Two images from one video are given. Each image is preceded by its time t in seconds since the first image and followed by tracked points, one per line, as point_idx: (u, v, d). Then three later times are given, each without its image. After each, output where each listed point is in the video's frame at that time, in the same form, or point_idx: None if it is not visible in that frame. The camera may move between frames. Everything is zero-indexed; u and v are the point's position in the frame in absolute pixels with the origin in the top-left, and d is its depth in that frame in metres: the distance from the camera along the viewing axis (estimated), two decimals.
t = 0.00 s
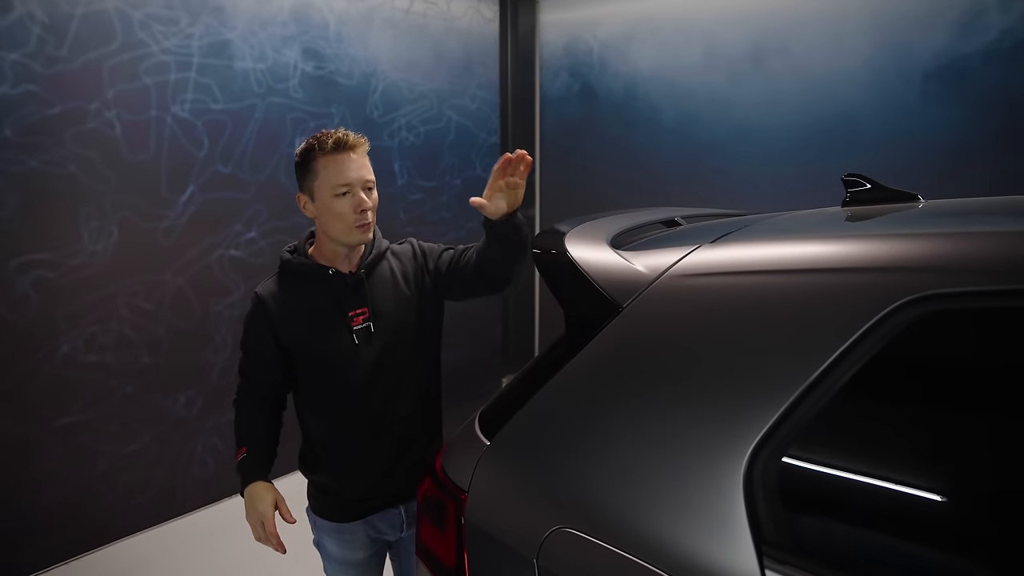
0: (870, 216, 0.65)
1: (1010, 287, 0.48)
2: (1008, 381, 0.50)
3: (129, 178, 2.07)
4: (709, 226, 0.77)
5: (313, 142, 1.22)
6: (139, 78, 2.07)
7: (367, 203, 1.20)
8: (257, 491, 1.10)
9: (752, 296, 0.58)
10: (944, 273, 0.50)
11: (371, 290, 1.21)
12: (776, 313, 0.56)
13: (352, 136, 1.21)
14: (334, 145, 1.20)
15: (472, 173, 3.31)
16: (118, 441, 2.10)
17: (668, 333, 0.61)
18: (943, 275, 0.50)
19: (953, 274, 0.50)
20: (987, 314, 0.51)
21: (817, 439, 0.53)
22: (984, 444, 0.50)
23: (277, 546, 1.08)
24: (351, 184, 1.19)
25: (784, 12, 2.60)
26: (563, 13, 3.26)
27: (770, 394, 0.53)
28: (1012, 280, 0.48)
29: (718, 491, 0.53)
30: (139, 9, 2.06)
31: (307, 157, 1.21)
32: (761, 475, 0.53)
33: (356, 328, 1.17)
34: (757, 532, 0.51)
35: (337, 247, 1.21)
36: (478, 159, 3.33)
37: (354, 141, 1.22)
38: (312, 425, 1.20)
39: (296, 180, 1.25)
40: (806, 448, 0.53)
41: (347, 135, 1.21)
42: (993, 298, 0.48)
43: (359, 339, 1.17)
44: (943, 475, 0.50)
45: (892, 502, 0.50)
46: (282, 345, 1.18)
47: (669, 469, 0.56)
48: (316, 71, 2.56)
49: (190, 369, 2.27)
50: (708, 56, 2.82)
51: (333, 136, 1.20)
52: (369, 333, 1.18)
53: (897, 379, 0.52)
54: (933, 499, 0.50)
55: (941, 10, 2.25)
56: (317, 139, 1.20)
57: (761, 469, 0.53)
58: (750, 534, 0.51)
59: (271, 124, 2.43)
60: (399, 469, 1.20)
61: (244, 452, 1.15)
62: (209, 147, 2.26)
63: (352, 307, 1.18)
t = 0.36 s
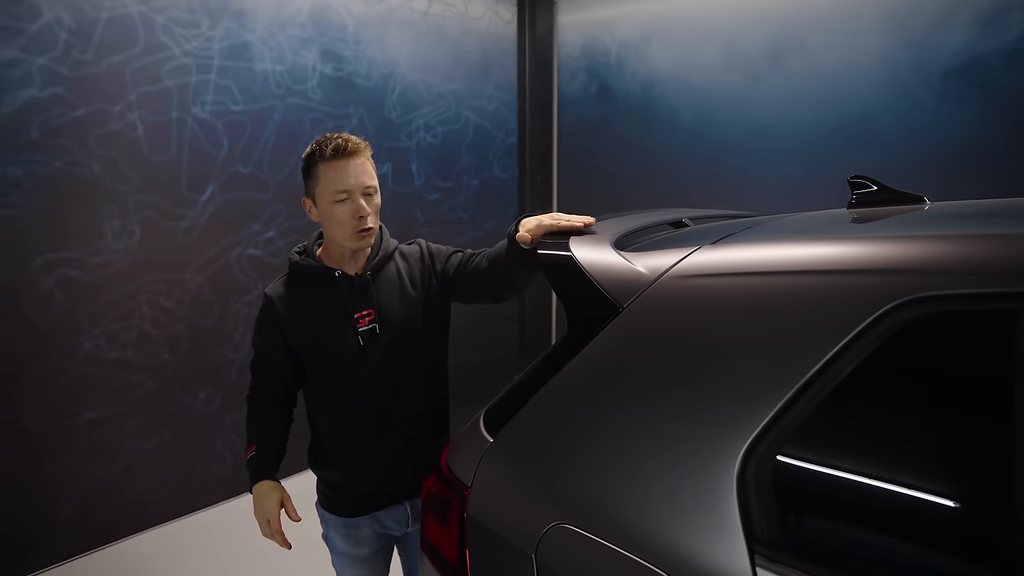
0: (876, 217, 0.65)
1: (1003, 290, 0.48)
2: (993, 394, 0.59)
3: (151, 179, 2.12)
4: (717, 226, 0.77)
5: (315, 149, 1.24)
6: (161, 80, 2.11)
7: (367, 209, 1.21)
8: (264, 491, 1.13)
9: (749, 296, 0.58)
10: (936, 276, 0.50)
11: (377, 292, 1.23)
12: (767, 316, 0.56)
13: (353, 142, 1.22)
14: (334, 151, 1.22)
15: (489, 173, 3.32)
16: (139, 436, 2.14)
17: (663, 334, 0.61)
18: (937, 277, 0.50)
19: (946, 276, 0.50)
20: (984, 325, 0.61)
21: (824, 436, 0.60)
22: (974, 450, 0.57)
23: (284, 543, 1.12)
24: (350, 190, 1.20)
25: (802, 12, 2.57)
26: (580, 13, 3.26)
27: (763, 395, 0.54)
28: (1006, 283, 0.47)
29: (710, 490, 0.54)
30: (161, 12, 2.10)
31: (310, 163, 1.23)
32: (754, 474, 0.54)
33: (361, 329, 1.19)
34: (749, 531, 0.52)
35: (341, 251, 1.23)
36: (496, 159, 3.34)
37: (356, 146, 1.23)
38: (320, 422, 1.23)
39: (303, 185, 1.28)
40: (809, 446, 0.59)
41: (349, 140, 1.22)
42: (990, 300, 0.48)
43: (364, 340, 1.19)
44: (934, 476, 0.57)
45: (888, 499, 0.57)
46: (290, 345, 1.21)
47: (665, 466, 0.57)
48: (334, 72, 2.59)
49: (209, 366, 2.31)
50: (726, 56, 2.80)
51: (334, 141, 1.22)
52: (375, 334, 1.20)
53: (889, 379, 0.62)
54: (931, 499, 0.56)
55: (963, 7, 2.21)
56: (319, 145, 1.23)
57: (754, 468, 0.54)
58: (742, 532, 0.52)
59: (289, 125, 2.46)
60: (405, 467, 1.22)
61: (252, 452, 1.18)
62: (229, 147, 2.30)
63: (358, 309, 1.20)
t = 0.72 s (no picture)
0: (880, 220, 0.65)
1: (999, 292, 0.48)
2: (988, 397, 0.59)
3: (172, 179, 2.16)
4: (724, 227, 0.77)
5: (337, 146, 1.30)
6: (182, 83, 2.15)
7: (378, 201, 1.24)
8: (277, 479, 1.14)
9: (749, 296, 0.59)
10: (930, 279, 0.50)
11: (389, 291, 1.25)
12: (764, 317, 0.57)
13: (371, 138, 1.27)
14: (352, 146, 1.26)
15: (506, 173, 3.33)
16: (159, 432, 2.19)
17: (664, 334, 0.62)
18: (932, 279, 0.50)
19: (941, 279, 0.50)
20: (979, 327, 0.61)
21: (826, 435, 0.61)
22: (971, 449, 0.57)
23: (295, 531, 1.13)
24: (364, 182, 1.24)
25: (820, 12, 2.55)
26: (597, 14, 3.25)
27: (760, 395, 0.54)
28: (1001, 286, 0.48)
29: (706, 488, 0.54)
30: (183, 16, 2.14)
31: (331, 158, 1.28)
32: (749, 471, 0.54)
33: (372, 326, 1.21)
34: (743, 529, 0.53)
35: (354, 243, 1.25)
36: (513, 160, 3.35)
37: (374, 144, 1.28)
38: (331, 419, 1.24)
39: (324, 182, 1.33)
40: (816, 448, 0.61)
41: (367, 137, 1.27)
42: (988, 303, 0.48)
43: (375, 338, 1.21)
44: (935, 476, 0.57)
45: (890, 500, 0.57)
46: (303, 341, 1.23)
47: (664, 464, 0.57)
48: (352, 74, 2.62)
49: (228, 364, 2.35)
50: (742, 56, 2.78)
51: (353, 137, 1.27)
52: (386, 332, 1.22)
53: (884, 383, 0.64)
54: (933, 499, 0.56)
55: (983, 7, 2.17)
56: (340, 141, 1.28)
57: (749, 467, 0.54)
58: (735, 529, 0.52)
59: (308, 127, 2.49)
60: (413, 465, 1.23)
61: (265, 441, 1.19)
62: (248, 148, 2.34)
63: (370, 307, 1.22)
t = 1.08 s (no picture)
0: (891, 222, 0.64)
1: (998, 294, 0.48)
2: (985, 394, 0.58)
3: (193, 179, 2.19)
4: (734, 228, 0.77)
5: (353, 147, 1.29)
6: (204, 84, 2.19)
7: (401, 206, 1.25)
8: (295, 476, 1.16)
9: (757, 296, 0.59)
10: (932, 279, 0.50)
11: (403, 289, 1.26)
12: (768, 318, 0.57)
13: (393, 142, 1.28)
14: (373, 149, 1.27)
15: (524, 173, 3.33)
16: (179, 427, 2.23)
17: (666, 334, 0.62)
18: (935, 279, 0.50)
19: (943, 279, 0.50)
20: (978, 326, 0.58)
21: (832, 440, 0.59)
22: (974, 449, 0.56)
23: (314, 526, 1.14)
24: (386, 186, 1.25)
25: (839, 12, 2.51)
26: (615, 15, 3.24)
27: (764, 394, 0.54)
28: (1002, 287, 0.48)
29: (707, 486, 0.55)
30: (205, 19, 2.18)
31: (349, 159, 1.28)
32: (749, 469, 0.55)
33: (386, 325, 1.22)
34: (745, 526, 0.53)
35: (372, 245, 1.26)
36: (531, 160, 3.35)
37: (394, 147, 1.28)
38: (345, 414, 1.26)
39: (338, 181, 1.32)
40: (825, 449, 0.59)
41: (388, 140, 1.28)
42: (990, 304, 0.48)
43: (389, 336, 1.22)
44: (945, 480, 0.55)
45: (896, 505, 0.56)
46: (319, 338, 1.24)
47: (666, 461, 0.58)
48: (371, 75, 2.64)
49: (247, 360, 2.38)
50: (760, 57, 2.75)
51: (374, 140, 1.27)
52: (400, 330, 1.23)
53: (884, 383, 0.61)
54: (945, 502, 0.55)
55: (1006, 6, 2.13)
56: (359, 142, 1.28)
57: (750, 464, 0.55)
58: (735, 526, 0.53)
59: (327, 127, 2.52)
60: (425, 460, 1.25)
61: (284, 439, 1.21)
62: (268, 149, 2.37)
63: (383, 305, 1.23)
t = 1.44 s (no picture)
0: (901, 224, 0.64)
1: (1005, 296, 0.47)
2: (987, 395, 0.58)
3: (211, 177, 2.22)
4: (744, 228, 0.76)
5: (376, 149, 1.25)
6: (222, 84, 2.21)
7: (424, 214, 1.24)
8: (312, 477, 1.18)
9: (766, 297, 0.58)
10: (938, 280, 0.50)
11: (416, 289, 1.26)
12: (776, 318, 0.56)
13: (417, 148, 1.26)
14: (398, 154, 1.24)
15: (540, 173, 3.32)
16: (196, 423, 2.26)
17: (672, 332, 0.62)
18: (945, 281, 0.50)
19: (952, 280, 0.49)
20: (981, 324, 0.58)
21: (847, 443, 0.59)
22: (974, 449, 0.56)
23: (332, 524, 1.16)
24: (411, 194, 1.23)
25: (859, 10, 2.48)
26: (632, 14, 3.23)
27: (770, 394, 0.54)
28: (1005, 288, 0.47)
29: (710, 484, 0.55)
30: (224, 19, 2.20)
31: (372, 161, 1.24)
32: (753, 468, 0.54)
33: (400, 325, 1.23)
34: (747, 525, 0.53)
35: (390, 249, 1.25)
36: (547, 160, 3.35)
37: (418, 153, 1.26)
38: (356, 411, 1.26)
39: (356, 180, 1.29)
40: (834, 454, 0.58)
41: (413, 146, 1.26)
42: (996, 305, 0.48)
43: (404, 336, 1.23)
44: (951, 482, 0.55)
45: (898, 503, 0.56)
46: (333, 336, 1.24)
47: (669, 460, 0.58)
48: (388, 75, 2.65)
49: (264, 358, 2.41)
50: (778, 56, 2.72)
51: (400, 145, 1.24)
52: (413, 329, 1.24)
53: (885, 384, 0.61)
54: (948, 503, 0.54)
55: None
56: (383, 146, 1.24)
57: (753, 464, 0.54)
58: (738, 526, 0.52)
59: (343, 127, 2.54)
60: (435, 457, 1.25)
61: (300, 437, 1.23)
62: (285, 148, 2.39)
63: (397, 305, 1.24)
